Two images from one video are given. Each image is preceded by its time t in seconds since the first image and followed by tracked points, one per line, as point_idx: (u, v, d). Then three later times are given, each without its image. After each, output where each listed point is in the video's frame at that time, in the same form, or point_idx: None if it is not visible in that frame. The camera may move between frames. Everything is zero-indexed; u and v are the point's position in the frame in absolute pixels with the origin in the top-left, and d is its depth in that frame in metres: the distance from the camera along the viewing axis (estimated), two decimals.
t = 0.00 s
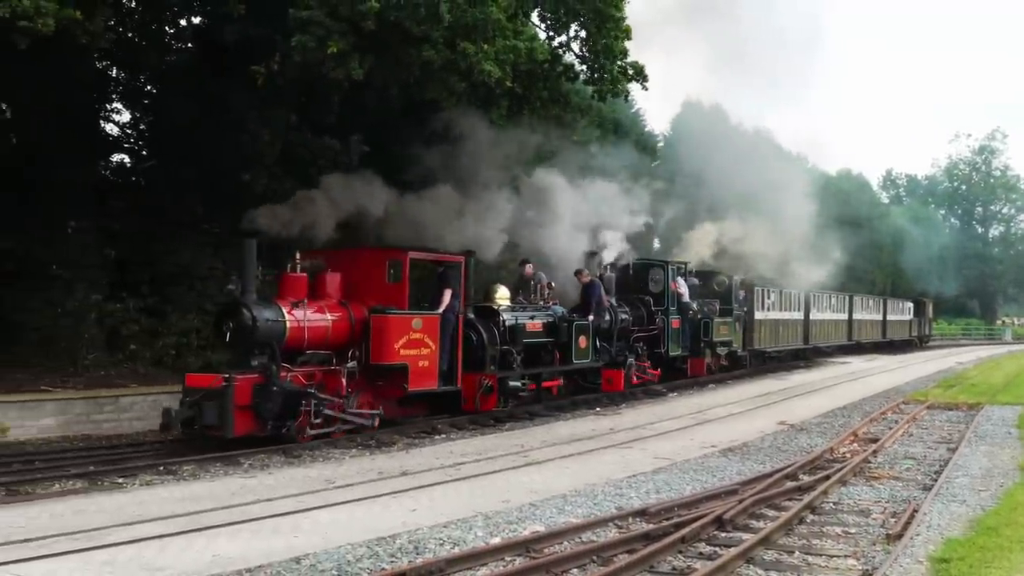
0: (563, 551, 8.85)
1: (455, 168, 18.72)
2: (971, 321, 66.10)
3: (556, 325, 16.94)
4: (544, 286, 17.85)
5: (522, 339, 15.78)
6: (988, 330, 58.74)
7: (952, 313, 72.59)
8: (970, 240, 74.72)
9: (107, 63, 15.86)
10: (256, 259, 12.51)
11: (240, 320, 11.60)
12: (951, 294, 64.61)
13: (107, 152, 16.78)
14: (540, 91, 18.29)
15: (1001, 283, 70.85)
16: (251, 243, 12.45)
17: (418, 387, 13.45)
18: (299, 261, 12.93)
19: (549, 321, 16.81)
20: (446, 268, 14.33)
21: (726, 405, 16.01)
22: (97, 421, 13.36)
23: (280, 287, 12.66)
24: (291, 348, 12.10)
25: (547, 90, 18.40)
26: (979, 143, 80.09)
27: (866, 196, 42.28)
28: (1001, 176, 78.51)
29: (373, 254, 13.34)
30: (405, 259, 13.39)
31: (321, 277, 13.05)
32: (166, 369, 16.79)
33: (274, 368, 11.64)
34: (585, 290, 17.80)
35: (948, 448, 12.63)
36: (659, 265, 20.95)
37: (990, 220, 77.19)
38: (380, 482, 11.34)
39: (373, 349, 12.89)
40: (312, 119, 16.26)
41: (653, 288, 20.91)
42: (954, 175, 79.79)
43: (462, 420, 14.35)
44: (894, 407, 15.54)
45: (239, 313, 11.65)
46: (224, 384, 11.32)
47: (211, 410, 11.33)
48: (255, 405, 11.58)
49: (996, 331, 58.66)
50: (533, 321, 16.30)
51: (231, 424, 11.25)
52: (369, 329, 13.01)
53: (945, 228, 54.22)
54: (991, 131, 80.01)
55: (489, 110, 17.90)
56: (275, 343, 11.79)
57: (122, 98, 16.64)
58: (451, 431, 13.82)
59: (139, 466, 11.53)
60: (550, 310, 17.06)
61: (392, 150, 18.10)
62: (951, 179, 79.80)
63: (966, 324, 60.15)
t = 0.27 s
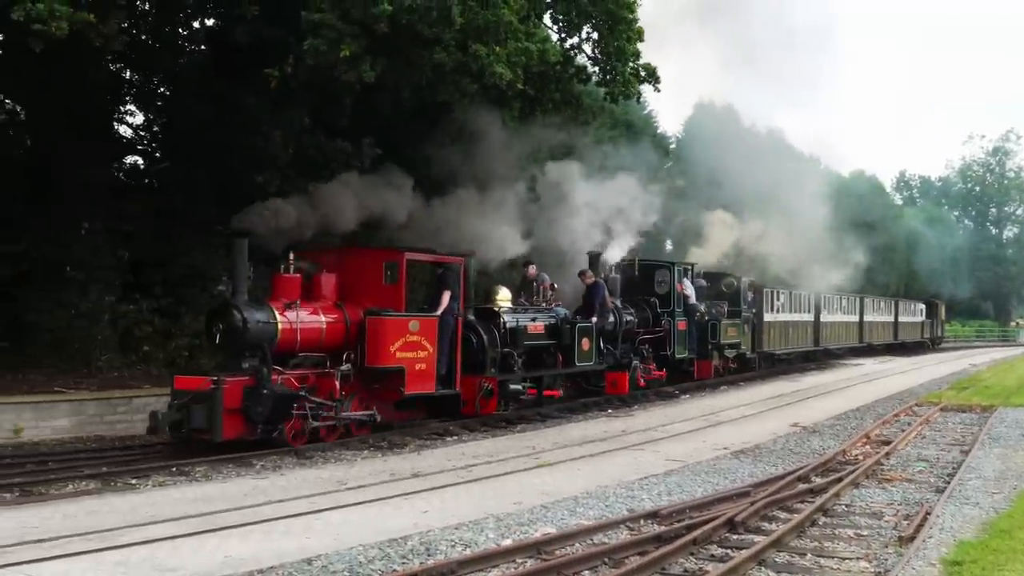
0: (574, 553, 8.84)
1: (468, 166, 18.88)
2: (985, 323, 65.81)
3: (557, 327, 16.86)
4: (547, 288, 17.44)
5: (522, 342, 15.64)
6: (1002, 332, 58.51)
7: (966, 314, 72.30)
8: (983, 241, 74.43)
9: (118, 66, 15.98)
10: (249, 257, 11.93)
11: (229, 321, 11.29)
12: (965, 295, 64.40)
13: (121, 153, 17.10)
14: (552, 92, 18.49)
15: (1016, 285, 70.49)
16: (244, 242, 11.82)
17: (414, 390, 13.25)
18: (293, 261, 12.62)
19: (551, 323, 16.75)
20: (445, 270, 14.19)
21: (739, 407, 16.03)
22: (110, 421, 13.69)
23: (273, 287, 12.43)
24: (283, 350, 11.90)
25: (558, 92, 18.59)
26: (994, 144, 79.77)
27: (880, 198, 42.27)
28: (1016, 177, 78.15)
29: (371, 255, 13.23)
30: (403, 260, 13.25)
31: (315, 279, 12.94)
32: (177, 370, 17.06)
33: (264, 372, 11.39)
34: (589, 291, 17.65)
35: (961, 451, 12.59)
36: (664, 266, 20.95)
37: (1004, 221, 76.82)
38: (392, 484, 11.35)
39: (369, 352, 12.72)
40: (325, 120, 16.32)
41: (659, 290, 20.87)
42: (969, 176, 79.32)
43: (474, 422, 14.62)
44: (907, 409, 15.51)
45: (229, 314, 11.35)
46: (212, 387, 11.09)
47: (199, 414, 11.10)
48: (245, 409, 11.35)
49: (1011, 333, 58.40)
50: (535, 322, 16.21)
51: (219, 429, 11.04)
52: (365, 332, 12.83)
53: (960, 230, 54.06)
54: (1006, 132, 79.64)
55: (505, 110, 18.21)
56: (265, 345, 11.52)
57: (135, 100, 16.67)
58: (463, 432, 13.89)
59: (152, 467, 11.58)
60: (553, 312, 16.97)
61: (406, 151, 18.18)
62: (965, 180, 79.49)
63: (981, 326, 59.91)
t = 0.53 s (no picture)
0: (585, 554, 8.83)
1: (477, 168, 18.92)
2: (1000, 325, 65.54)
3: (560, 329, 16.84)
4: (548, 290, 17.47)
5: (523, 344, 15.60)
6: (1017, 334, 58.29)
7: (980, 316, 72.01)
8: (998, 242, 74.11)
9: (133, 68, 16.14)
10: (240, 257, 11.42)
11: (219, 323, 11.21)
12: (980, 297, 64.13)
13: (135, 155, 17.39)
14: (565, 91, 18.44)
15: None
16: (234, 244, 11.23)
17: (410, 393, 13.15)
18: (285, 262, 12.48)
19: (554, 325, 16.73)
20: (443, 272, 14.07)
21: (752, 408, 16.05)
22: (123, 422, 13.87)
23: (265, 288, 12.33)
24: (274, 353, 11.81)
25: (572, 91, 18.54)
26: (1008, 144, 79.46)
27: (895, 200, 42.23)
28: None
29: (366, 256, 13.09)
30: (398, 261, 13.10)
31: (310, 280, 12.80)
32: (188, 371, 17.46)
33: (254, 374, 11.33)
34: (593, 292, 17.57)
35: (974, 453, 12.58)
36: (669, 266, 20.94)
37: (1019, 221, 76.49)
38: (404, 485, 11.36)
39: (363, 355, 12.63)
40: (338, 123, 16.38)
41: (664, 291, 20.91)
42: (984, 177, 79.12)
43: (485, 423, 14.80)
44: (921, 412, 15.50)
45: (218, 316, 11.25)
46: (200, 390, 11.02)
47: (186, 418, 11.04)
48: (233, 412, 11.26)
49: None
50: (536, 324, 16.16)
51: (207, 433, 10.95)
52: (359, 334, 12.73)
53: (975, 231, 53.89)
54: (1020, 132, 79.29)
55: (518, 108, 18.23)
56: (256, 347, 11.44)
57: (149, 102, 17.03)
58: (475, 435, 13.96)
59: (166, 468, 11.64)
60: (557, 313, 16.97)
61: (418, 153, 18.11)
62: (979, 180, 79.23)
63: (995, 328, 59.69)
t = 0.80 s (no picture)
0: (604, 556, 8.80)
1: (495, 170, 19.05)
2: (1020, 327, 65.12)
3: (569, 330, 16.82)
4: (558, 290, 17.40)
5: (530, 346, 15.51)
6: None
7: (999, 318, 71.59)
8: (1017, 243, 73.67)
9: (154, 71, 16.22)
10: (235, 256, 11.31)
11: (214, 324, 11.04)
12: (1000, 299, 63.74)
13: (155, 158, 17.42)
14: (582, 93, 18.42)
15: None
16: (229, 243, 11.12)
17: (410, 395, 13.08)
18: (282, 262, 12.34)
19: (563, 327, 16.74)
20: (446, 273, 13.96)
21: (772, 410, 16.02)
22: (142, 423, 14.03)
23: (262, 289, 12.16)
24: (270, 355, 11.68)
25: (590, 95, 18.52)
26: None
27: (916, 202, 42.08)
28: None
29: (365, 257, 12.97)
30: (399, 262, 13.06)
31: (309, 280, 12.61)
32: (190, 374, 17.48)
33: (250, 377, 11.33)
34: (602, 293, 17.49)
35: (996, 455, 12.53)
36: (681, 267, 20.91)
37: None
38: (422, 486, 11.38)
39: (364, 356, 12.50)
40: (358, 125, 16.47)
41: (675, 291, 20.86)
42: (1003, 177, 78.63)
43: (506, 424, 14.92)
44: (941, 413, 15.45)
45: (212, 317, 11.09)
46: (194, 393, 11.01)
47: (180, 421, 11.07)
48: (227, 416, 11.29)
49: None
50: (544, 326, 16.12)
51: (200, 437, 10.95)
52: (359, 336, 12.59)
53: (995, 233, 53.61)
54: None
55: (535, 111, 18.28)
56: (251, 349, 11.32)
57: (168, 104, 17.07)
58: (494, 437, 14.02)
59: (186, 469, 11.69)
60: (566, 314, 16.96)
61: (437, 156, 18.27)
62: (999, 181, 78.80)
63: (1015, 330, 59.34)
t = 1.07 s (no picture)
0: (618, 561, 8.78)
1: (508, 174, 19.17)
2: None
3: (574, 336, 16.77)
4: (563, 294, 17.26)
5: (533, 352, 15.42)
6: None
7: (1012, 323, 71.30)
8: None
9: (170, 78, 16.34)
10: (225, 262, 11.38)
11: (204, 329, 11.00)
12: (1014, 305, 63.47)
13: (171, 164, 17.41)
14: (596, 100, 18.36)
15: None
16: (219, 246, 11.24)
17: (406, 403, 12.94)
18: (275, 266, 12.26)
19: (568, 332, 16.69)
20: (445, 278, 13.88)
21: (788, 415, 16.01)
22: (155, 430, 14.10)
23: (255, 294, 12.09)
24: (262, 360, 11.58)
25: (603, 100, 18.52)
26: None
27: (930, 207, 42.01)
28: None
29: (360, 261, 12.84)
30: (396, 266, 12.91)
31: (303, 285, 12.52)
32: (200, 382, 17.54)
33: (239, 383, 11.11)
34: (609, 298, 17.45)
35: (1013, 461, 12.49)
36: (689, 272, 20.86)
37: None
38: (434, 491, 11.40)
39: (359, 363, 12.43)
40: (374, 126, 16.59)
41: (683, 296, 20.84)
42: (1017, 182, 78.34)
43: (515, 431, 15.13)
44: (956, 420, 15.42)
45: (203, 322, 11.05)
46: (182, 399, 10.91)
47: (167, 428, 10.94)
48: (216, 422, 11.11)
49: None
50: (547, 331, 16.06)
51: (187, 443, 10.80)
52: (353, 342, 12.50)
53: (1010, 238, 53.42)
54: None
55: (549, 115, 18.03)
56: (241, 354, 11.20)
57: (185, 111, 17.21)
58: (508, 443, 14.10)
59: (201, 474, 11.70)
60: (570, 320, 16.93)
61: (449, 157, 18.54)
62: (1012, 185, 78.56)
63: None
